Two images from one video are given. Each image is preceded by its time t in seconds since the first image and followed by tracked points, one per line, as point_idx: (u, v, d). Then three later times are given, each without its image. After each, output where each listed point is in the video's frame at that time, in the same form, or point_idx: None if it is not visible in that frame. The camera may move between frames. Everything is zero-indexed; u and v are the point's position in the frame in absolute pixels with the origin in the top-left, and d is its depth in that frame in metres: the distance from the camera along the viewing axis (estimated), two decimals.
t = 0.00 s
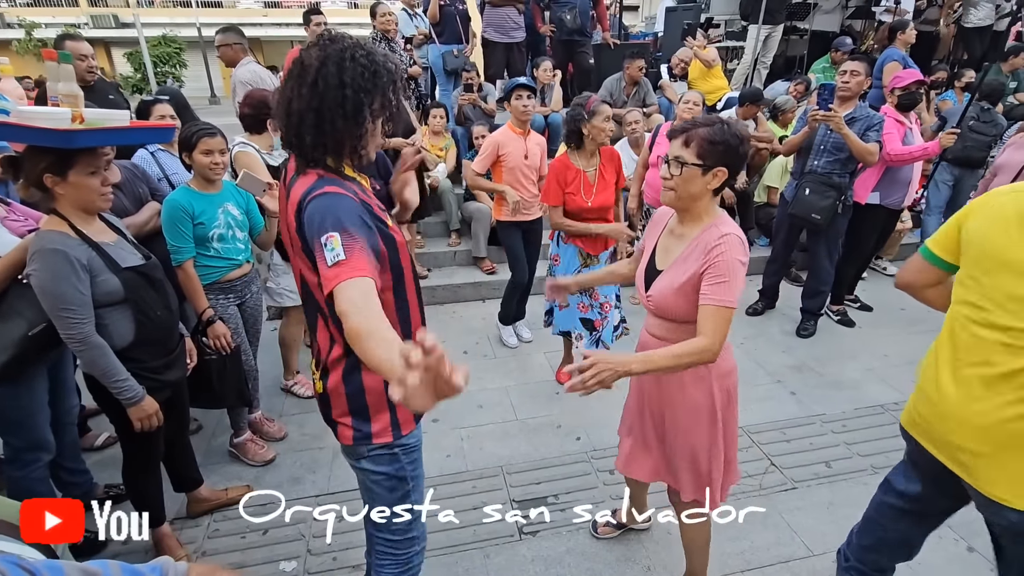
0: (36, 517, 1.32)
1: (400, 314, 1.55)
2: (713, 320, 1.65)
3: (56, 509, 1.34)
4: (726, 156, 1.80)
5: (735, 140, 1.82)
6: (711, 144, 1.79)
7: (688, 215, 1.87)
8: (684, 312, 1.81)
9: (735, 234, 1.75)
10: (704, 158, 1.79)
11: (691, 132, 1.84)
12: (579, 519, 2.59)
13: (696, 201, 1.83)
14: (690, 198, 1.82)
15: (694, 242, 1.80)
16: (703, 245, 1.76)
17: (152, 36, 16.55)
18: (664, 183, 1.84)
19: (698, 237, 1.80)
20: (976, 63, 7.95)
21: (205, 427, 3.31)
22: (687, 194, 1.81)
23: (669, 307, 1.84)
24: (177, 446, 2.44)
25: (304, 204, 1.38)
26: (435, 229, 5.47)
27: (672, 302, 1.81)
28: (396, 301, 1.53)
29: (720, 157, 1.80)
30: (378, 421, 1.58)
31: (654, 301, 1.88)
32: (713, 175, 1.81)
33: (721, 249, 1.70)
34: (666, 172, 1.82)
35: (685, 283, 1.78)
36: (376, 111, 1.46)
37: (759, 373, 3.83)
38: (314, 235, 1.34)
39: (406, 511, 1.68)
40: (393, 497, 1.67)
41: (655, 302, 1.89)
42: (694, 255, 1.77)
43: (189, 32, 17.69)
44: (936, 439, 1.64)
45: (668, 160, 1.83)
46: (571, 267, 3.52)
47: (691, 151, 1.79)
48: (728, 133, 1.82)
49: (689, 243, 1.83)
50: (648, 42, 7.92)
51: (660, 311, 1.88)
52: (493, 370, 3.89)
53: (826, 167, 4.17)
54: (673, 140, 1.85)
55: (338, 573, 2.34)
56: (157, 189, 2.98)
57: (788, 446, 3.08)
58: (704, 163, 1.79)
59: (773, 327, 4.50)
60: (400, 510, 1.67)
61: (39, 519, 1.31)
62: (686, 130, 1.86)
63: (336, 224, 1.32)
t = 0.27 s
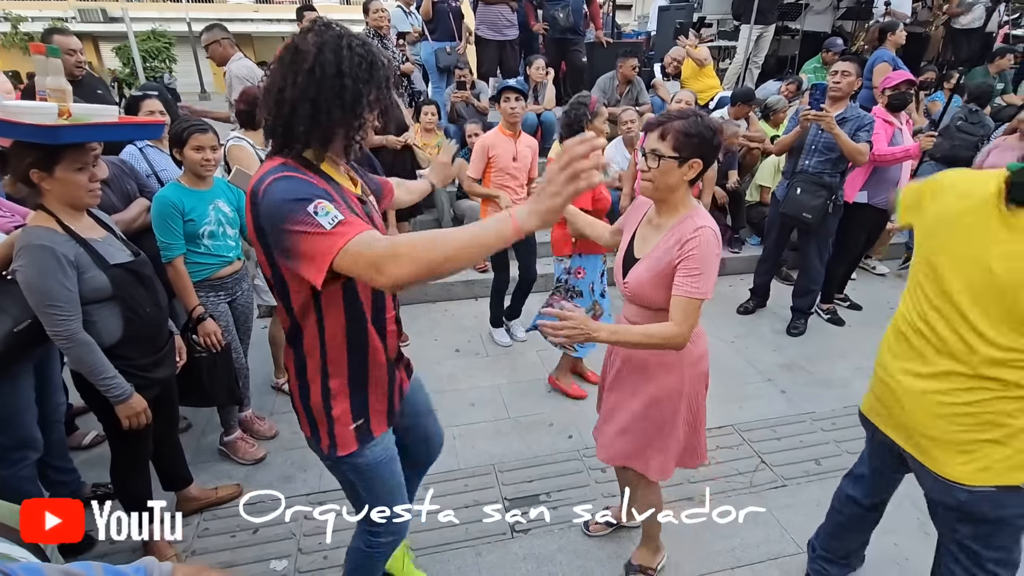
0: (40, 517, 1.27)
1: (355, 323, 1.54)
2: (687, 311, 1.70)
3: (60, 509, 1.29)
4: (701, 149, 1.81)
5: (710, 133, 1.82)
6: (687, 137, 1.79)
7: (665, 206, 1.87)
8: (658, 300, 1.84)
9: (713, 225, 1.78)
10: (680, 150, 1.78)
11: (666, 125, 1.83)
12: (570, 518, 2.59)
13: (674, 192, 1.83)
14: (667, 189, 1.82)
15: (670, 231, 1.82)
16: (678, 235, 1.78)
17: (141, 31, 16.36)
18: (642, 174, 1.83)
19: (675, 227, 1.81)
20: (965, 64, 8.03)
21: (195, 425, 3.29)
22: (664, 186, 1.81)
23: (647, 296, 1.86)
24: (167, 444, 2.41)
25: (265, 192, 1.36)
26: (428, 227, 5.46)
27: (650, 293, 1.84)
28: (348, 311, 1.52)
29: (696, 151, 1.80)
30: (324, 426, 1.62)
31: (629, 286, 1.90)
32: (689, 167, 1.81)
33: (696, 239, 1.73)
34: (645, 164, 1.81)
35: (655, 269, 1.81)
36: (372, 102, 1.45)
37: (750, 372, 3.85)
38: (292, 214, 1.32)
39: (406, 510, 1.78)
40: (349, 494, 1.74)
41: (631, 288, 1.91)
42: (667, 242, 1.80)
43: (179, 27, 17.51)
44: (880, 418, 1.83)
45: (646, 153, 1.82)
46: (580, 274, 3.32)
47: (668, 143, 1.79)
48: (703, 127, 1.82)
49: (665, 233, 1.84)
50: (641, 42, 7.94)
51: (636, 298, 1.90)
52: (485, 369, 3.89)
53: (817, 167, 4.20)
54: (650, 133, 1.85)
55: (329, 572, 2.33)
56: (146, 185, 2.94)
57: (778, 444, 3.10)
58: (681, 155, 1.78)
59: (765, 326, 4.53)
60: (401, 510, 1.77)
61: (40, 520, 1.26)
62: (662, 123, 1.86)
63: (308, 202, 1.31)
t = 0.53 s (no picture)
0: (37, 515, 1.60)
1: (316, 322, 1.52)
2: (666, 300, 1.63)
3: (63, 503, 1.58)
4: (686, 145, 1.80)
5: (696, 131, 1.82)
6: (673, 132, 1.78)
7: (645, 200, 1.86)
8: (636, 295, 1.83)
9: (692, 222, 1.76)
10: (665, 145, 1.77)
11: (654, 119, 1.82)
12: (556, 515, 2.59)
13: (656, 187, 1.82)
14: (649, 184, 1.81)
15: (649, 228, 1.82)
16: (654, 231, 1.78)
17: (121, 23, 16.04)
18: (626, 167, 1.82)
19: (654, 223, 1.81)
20: (945, 65, 8.16)
21: (175, 424, 3.23)
22: (647, 180, 1.80)
23: (625, 290, 1.85)
24: (146, 442, 2.36)
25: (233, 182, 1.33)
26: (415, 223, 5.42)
27: (626, 286, 1.84)
28: (308, 310, 1.49)
29: (682, 146, 1.79)
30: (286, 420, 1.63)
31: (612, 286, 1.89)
32: (673, 163, 1.80)
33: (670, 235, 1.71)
34: (630, 158, 1.80)
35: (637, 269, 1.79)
36: (357, 95, 1.43)
37: (735, 368, 3.88)
38: (272, 188, 1.26)
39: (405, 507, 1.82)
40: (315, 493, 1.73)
41: (612, 285, 1.91)
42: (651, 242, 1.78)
43: (160, 20, 17.20)
44: (839, 378, 1.83)
45: (631, 145, 1.81)
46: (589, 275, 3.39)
47: (654, 137, 1.78)
48: (690, 123, 1.82)
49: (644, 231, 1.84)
50: (628, 40, 7.95)
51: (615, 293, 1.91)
52: (471, 365, 3.87)
53: (802, 165, 4.24)
54: (637, 126, 1.84)
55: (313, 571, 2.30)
56: (124, 178, 2.87)
57: (762, 439, 3.13)
58: (666, 150, 1.78)
59: (749, 323, 4.56)
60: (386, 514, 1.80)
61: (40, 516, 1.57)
62: (649, 117, 1.85)
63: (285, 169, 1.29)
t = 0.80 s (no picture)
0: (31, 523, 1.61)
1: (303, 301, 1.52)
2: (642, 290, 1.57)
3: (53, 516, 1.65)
4: (663, 144, 1.81)
5: (674, 130, 1.82)
6: (650, 130, 1.78)
7: (622, 200, 1.86)
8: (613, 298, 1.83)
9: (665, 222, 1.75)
10: (641, 144, 1.78)
11: (631, 117, 1.82)
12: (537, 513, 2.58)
13: (632, 187, 1.82)
14: (625, 183, 1.81)
15: (624, 232, 1.80)
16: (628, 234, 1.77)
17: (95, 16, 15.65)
18: (602, 165, 1.83)
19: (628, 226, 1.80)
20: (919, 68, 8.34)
21: (149, 426, 3.15)
22: (622, 180, 1.81)
23: (600, 292, 1.86)
24: (117, 444, 2.30)
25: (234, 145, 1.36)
26: (397, 221, 5.38)
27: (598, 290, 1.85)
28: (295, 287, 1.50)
29: (659, 145, 1.80)
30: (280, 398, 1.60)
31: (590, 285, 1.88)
32: (650, 162, 1.80)
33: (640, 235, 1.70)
34: (606, 156, 1.81)
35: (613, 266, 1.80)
36: (323, 90, 1.40)
37: (715, 366, 3.91)
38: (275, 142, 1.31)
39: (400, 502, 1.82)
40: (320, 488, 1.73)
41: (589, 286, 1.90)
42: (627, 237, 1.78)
43: (136, 13, 16.82)
44: (803, 369, 1.89)
45: (608, 144, 1.82)
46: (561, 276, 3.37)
47: (630, 136, 1.78)
48: (668, 122, 1.82)
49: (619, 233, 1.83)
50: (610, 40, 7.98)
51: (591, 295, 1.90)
52: (453, 364, 3.85)
53: (780, 165, 4.29)
54: (614, 124, 1.84)
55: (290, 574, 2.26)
56: (94, 174, 2.80)
57: (741, 435, 3.16)
58: (642, 150, 1.78)
59: (729, 321, 4.61)
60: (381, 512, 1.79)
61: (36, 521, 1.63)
62: (626, 115, 1.85)
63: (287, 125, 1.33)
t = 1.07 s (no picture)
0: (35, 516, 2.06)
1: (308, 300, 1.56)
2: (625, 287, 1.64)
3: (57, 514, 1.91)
4: (646, 151, 1.81)
5: (657, 137, 1.82)
6: (633, 137, 1.79)
7: (606, 207, 1.89)
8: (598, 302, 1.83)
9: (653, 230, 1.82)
10: (624, 150, 1.78)
11: (613, 122, 1.82)
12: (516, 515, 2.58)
13: (616, 194, 1.84)
14: (608, 191, 1.83)
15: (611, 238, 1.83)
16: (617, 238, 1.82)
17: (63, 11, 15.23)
18: (585, 171, 1.84)
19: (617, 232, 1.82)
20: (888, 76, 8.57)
21: (117, 432, 3.07)
22: (605, 186, 1.82)
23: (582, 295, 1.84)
24: (83, 452, 2.24)
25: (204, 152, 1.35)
26: (375, 223, 5.34)
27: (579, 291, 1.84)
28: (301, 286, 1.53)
29: (641, 152, 1.80)
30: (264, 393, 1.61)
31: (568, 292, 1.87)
32: (632, 169, 1.81)
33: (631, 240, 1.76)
34: (589, 162, 1.82)
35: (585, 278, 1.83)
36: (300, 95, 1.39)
37: (692, 367, 3.96)
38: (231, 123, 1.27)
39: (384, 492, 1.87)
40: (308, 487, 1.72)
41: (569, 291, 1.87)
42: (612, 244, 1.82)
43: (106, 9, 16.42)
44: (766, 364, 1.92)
45: (591, 149, 1.82)
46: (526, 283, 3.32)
47: (612, 142, 1.79)
48: (652, 128, 1.82)
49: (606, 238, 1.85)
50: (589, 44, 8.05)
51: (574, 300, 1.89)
52: (431, 366, 3.83)
53: (755, 169, 4.38)
54: (597, 129, 1.84)
55: None
56: (59, 173, 2.71)
57: (717, 436, 3.20)
58: (625, 156, 1.79)
59: (706, 322, 4.68)
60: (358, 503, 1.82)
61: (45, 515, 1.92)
62: (609, 120, 1.85)
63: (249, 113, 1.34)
